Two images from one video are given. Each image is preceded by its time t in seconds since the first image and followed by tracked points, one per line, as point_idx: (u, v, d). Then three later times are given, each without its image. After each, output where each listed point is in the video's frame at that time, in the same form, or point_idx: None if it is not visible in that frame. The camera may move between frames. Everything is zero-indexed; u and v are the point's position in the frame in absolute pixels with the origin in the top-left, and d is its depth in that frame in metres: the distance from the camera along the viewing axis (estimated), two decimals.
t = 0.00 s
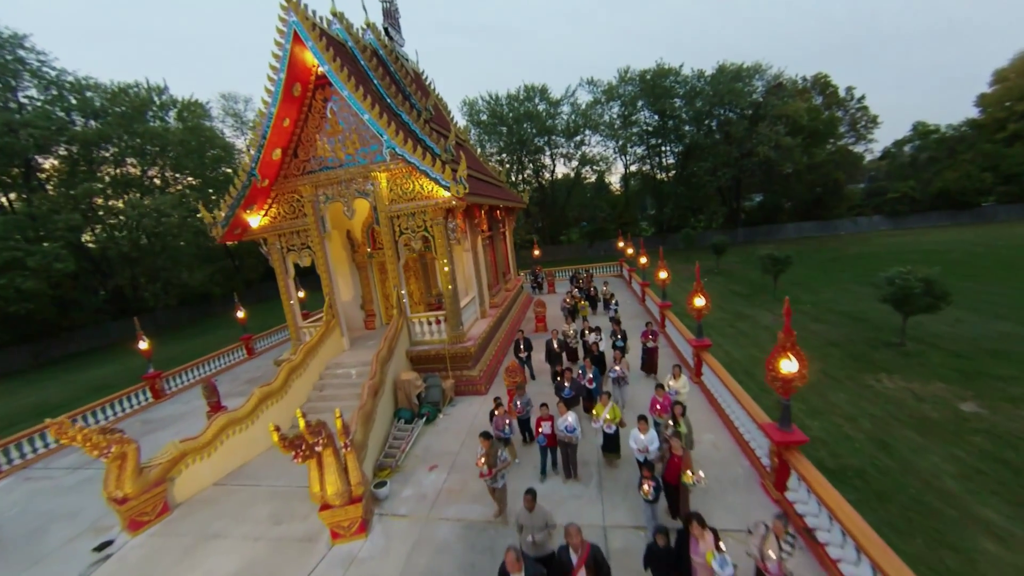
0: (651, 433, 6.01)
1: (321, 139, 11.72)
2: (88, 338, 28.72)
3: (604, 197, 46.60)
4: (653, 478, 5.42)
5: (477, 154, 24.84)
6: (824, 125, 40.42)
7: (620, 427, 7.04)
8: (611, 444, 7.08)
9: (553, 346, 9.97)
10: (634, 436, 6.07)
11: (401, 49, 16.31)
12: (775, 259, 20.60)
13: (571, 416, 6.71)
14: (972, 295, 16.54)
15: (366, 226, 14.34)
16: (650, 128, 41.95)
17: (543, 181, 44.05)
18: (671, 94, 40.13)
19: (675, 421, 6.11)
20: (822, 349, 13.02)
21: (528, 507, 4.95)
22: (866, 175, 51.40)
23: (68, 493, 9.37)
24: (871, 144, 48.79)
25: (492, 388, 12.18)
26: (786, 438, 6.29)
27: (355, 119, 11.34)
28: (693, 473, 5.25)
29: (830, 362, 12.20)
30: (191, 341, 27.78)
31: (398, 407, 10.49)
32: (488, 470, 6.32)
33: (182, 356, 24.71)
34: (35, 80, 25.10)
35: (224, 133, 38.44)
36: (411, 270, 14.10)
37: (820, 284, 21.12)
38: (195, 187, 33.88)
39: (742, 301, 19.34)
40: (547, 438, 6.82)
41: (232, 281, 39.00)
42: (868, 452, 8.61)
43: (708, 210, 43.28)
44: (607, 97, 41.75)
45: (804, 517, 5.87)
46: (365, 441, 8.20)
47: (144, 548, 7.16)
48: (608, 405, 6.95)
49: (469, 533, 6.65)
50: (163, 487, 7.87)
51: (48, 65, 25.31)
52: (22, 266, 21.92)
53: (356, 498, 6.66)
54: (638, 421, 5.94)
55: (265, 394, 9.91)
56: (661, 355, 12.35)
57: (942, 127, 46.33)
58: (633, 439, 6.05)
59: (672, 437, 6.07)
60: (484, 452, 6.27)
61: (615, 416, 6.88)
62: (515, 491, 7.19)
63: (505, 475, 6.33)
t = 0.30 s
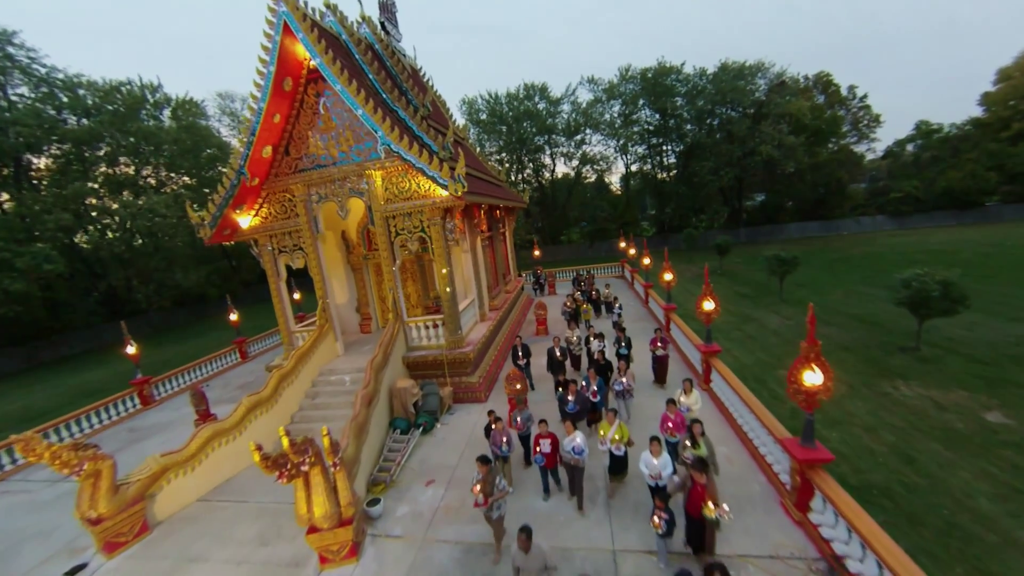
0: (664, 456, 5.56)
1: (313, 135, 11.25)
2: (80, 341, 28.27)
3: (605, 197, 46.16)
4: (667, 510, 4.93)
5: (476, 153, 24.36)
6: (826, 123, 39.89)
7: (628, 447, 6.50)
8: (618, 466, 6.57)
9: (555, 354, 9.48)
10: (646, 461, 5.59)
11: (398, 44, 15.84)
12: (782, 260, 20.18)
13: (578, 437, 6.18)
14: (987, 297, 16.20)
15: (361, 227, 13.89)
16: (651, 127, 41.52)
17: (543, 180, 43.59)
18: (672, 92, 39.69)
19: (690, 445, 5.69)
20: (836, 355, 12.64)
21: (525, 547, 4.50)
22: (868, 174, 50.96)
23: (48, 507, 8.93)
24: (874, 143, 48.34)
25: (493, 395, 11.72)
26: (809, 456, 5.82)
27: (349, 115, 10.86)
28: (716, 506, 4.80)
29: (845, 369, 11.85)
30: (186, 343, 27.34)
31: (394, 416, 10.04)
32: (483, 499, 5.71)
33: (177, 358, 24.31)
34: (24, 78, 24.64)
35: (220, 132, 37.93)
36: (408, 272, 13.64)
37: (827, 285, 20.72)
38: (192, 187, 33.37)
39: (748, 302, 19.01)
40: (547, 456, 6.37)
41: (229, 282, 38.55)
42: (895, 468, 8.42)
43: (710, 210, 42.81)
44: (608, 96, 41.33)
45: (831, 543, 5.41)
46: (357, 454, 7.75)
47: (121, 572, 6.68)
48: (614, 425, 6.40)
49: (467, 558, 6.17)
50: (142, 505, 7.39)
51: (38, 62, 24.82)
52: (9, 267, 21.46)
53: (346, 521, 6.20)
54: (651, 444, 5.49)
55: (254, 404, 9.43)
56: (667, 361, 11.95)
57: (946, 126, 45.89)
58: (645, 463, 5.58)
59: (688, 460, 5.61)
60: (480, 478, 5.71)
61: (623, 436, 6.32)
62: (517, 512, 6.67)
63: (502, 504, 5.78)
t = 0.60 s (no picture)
0: (679, 486, 5.12)
1: (306, 133, 10.80)
2: (76, 343, 27.91)
3: (606, 197, 45.68)
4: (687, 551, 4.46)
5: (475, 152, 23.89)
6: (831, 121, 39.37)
7: (636, 469, 6.02)
8: (625, 489, 6.10)
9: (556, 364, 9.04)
10: (660, 491, 5.14)
11: (395, 40, 15.40)
12: (789, 262, 19.72)
13: (585, 459, 5.72)
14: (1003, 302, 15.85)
15: (356, 228, 13.48)
16: (653, 126, 41.00)
17: (544, 180, 43.09)
18: (674, 91, 39.19)
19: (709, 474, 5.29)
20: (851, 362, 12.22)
21: None
22: (871, 174, 50.52)
23: (27, 523, 8.52)
24: (878, 142, 47.83)
25: (492, 402, 11.28)
26: (835, 478, 5.33)
27: (342, 111, 10.41)
28: (742, 550, 4.30)
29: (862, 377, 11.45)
30: (183, 346, 26.98)
31: (389, 427, 9.61)
32: (476, 533, 5.26)
33: (173, 362, 23.92)
34: (17, 76, 24.23)
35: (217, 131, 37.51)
36: (405, 274, 13.21)
37: (835, 287, 20.27)
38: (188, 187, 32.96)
39: (755, 305, 18.63)
40: (550, 480, 5.91)
41: (227, 283, 38.18)
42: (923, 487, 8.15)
43: (713, 209, 42.25)
44: (609, 94, 40.87)
45: (859, 574, 4.98)
46: (348, 470, 7.34)
47: None
48: (617, 447, 5.93)
49: None
50: (119, 525, 6.96)
51: (31, 61, 24.42)
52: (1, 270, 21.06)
53: (334, 545, 5.74)
54: (665, 473, 5.06)
55: (242, 414, 9.03)
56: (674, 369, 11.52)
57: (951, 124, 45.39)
58: (658, 494, 5.14)
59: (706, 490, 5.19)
60: (474, 510, 5.27)
61: (629, 459, 5.86)
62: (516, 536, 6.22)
63: (499, 537, 5.31)
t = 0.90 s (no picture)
0: (687, 524, 4.67)
1: (293, 131, 10.37)
2: (68, 347, 27.50)
3: (606, 197, 45.24)
4: None
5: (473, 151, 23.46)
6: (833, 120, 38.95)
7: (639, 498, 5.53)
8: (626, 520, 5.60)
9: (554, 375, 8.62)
10: (665, 528, 4.70)
11: (389, 36, 14.97)
12: (794, 263, 19.26)
13: (584, 488, 5.27)
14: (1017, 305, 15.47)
15: (348, 230, 13.07)
16: (654, 125, 40.53)
17: (543, 180, 42.63)
18: (675, 90, 38.75)
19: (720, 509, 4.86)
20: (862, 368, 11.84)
21: None
22: (873, 173, 50.09)
23: None
24: (881, 141, 47.37)
25: (488, 411, 10.87)
26: (857, 503, 4.87)
27: (331, 108, 9.97)
28: None
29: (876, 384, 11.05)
30: (177, 349, 26.59)
31: (379, 439, 9.21)
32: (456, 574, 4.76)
33: (167, 366, 23.55)
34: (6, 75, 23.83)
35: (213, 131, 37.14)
36: (399, 277, 12.79)
37: (841, 289, 19.82)
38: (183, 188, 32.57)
39: (759, 307, 18.22)
40: (547, 509, 5.48)
41: (223, 285, 37.77)
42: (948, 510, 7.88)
43: (714, 209, 41.77)
44: (609, 93, 40.45)
45: None
46: (332, 489, 6.94)
47: None
48: (619, 474, 5.45)
49: None
50: (88, 548, 6.50)
51: (21, 59, 24.02)
52: None
53: None
54: (672, 508, 4.61)
55: (223, 426, 8.68)
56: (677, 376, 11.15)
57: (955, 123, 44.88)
58: (663, 533, 4.69)
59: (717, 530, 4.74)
60: (455, 547, 4.79)
61: (633, 489, 5.36)
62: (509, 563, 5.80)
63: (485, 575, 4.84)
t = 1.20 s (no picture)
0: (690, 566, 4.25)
1: (277, 128, 9.93)
2: (60, 350, 27.11)
3: (605, 197, 44.86)
4: None
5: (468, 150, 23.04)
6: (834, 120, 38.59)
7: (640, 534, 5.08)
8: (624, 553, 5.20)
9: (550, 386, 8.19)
10: (666, 569, 4.29)
11: (382, 32, 14.56)
12: (796, 264, 18.86)
13: (575, 520, 4.85)
14: None
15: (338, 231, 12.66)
16: (653, 124, 40.13)
17: (542, 180, 42.22)
18: (675, 89, 38.36)
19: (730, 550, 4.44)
20: (869, 374, 11.48)
21: None
22: (873, 173, 49.75)
23: None
24: (882, 140, 46.99)
25: (480, 419, 10.46)
26: (873, 532, 4.44)
27: (315, 104, 9.54)
28: None
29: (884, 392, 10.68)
30: (170, 352, 26.20)
31: (365, 451, 8.81)
32: None
33: (158, 369, 23.17)
34: None
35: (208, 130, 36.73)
36: (390, 280, 12.39)
37: (845, 291, 19.45)
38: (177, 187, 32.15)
39: (761, 309, 17.84)
40: (538, 541, 5.09)
41: (218, 286, 37.35)
42: (967, 530, 7.54)
43: (714, 210, 41.38)
44: (608, 92, 40.07)
45: None
46: (310, 508, 6.54)
47: None
48: (619, 507, 4.98)
49: None
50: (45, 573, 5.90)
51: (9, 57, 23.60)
52: None
53: None
54: (674, 549, 4.19)
55: (200, 439, 8.29)
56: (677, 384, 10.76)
57: (957, 122, 44.51)
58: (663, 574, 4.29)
59: None
60: None
61: (632, 524, 4.92)
62: None
63: None
